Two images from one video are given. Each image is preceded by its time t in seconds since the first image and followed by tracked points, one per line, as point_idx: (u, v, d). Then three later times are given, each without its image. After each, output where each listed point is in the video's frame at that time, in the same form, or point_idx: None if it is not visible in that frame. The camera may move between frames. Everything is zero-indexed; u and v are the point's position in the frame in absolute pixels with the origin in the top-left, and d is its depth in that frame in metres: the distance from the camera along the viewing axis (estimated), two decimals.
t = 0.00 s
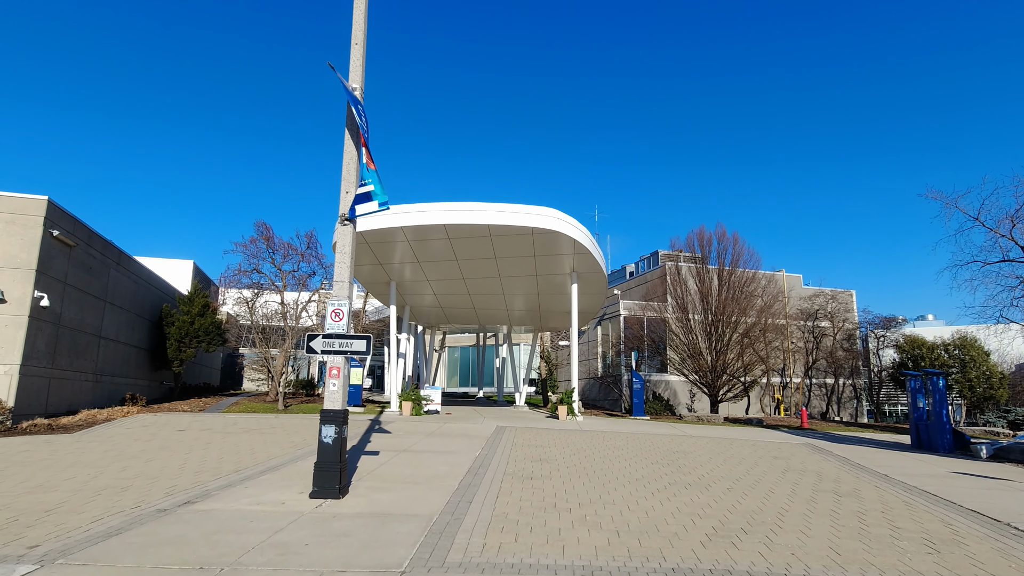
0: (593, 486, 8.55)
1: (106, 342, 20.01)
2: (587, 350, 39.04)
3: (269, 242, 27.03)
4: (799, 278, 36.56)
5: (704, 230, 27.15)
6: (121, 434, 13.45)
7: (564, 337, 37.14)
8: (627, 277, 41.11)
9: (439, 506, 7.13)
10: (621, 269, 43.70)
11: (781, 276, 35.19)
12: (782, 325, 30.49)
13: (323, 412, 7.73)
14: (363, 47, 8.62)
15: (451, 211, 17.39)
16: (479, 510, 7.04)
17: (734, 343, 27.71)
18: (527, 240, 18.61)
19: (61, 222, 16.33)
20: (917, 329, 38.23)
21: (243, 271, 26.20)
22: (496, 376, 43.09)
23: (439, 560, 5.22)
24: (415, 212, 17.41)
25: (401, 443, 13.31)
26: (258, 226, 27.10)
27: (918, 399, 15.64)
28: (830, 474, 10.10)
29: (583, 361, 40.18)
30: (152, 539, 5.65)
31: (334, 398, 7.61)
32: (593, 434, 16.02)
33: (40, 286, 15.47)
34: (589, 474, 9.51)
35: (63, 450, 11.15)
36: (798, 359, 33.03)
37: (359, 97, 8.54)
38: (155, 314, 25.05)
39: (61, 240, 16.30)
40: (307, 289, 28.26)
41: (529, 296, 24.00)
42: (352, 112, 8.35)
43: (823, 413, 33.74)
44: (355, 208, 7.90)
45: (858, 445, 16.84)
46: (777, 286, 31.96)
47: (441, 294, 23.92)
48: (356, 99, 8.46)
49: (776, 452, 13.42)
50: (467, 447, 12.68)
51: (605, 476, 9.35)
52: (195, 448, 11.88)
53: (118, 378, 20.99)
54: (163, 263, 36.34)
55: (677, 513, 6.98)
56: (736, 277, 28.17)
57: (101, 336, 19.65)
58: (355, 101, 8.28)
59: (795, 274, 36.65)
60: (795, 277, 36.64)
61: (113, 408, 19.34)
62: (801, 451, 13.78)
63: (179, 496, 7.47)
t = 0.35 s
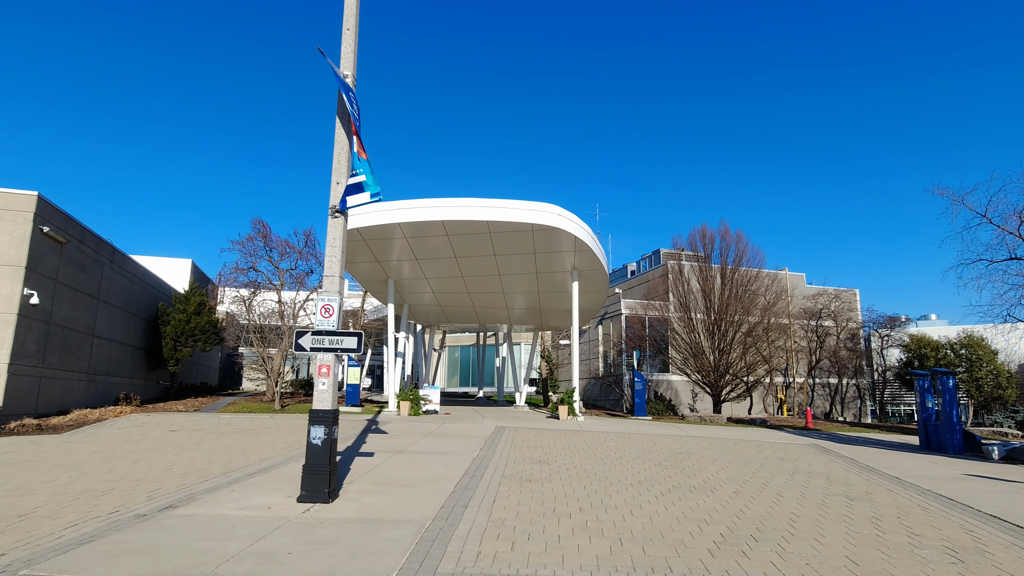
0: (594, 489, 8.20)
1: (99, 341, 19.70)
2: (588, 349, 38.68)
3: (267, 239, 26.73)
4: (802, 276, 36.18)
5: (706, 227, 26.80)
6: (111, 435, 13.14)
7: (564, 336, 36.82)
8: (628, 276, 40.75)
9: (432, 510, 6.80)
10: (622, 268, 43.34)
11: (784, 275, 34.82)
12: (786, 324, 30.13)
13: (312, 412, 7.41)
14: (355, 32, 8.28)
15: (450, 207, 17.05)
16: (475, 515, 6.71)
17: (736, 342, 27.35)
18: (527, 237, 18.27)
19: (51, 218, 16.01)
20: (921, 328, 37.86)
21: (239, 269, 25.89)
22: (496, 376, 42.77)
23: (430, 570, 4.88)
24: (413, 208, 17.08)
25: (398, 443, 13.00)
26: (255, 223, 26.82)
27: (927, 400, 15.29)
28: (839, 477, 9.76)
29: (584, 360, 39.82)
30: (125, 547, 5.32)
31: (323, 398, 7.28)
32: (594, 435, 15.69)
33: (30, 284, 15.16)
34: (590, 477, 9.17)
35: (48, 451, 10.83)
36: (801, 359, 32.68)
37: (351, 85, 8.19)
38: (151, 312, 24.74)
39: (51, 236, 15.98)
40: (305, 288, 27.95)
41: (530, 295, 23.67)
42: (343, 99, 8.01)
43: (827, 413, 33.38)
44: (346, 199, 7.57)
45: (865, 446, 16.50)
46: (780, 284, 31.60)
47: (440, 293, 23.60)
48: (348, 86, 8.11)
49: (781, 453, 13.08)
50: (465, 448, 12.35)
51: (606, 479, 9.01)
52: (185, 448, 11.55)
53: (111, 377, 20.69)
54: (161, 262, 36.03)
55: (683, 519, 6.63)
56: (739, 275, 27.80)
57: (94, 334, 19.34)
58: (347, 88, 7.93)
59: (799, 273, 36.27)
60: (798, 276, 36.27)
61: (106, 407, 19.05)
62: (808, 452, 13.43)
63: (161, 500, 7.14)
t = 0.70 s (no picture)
0: (595, 491, 7.87)
1: (92, 340, 19.38)
2: (589, 348, 38.33)
3: (263, 237, 26.42)
4: (805, 275, 35.82)
5: (708, 225, 26.44)
6: (99, 434, 12.81)
7: (565, 334, 36.47)
8: (629, 275, 40.40)
9: (425, 514, 6.47)
10: (623, 267, 42.98)
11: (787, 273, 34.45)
12: (789, 323, 29.73)
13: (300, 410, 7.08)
14: (346, 15, 7.94)
15: (448, 202, 16.70)
16: (469, 519, 6.37)
17: (739, 341, 27.00)
18: (526, 233, 17.93)
19: (41, 214, 15.70)
20: (925, 327, 37.52)
21: (235, 267, 25.60)
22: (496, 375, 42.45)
23: None
24: (410, 203, 16.73)
25: (393, 443, 12.66)
26: (252, 221, 26.48)
27: (935, 399, 14.95)
28: (849, 478, 9.41)
29: (585, 360, 39.46)
30: (94, 554, 4.98)
31: (311, 395, 6.95)
32: (595, 435, 15.36)
33: (19, 280, 14.84)
34: (591, 478, 8.83)
35: (31, 451, 10.48)
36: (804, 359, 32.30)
37: (342, 69, 7.85)
38: (146, 310, 24.39)
39: (41, 232, 15.67)
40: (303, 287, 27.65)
41: (529, 293, 23.35)
42: (333, 84, 7.67)
43: (830, 413, 32.99)
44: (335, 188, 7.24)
45: (871, 446, 16.15)
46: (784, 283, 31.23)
47: (439, 290, 23.27)
48: (338, 70, 7.77)
49: (787, 453, 12.73)
50: (462, 448, 12.01)
51: (607, 481, 8.67)
52: (173, 449, 11.21)
53: (105, 376, 20.35)
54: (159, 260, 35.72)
55: (688, 523, 6.29)
56: (742, 273, 27.45)
57: (87, 333, 19.02)
58: (336, 72, 7.59)
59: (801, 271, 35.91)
60: (801, 274, 35.90)
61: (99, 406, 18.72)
62: (814, 453, 13.08)
63: (141, 503, 6.81)
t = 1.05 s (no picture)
0: (596, 493, 7.52)
1: (84, 338, 19.04)
2: (590, 347, 37.98)
3: (260, 234, 26.05)
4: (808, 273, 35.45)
5: (711, 221, 26.09)
6: (87, 434, 12.48)
7: (566, 333, 36.13)
8: (630, 274, 40.06)
9: (417, 519, 6.13)
10: (624, 265, 42.63)
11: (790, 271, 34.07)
12: (793, 321, 29.33)
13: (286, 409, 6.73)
14: None
15: (446, 197, 16.34)
16: (463, 524, 6.02)
17: (742, 339, 26.62)
18: (526, 229, 17.57)
19: (30, 208, 15.37)
20: (930, 326, 37.09)
21: (231, 264, 25.25)
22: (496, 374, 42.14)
23: None
24: (407, 198, 16.38)
25: (389, 443, 12.33)
26: (248, 218, 26.18)
27: (945, 398, 14.60)
28: (860, 480, 9.05)
29: (585, 359, 39.11)
30: (59, 562, 4.64)
31: (298, 394, 6.61)
32: (596, 435, 15.01)
33: (7, 276, 14.51)
34: (591, 480, 8.49)
35: (14, 451, 10.13)
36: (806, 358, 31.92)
37: (331, 52, 7.49)
38: (141, 308, 24.07)
39: (30, 227, 15.33)
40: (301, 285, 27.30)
41: (529, 290, 23.01)
42: (322, 67, 7.33)
43: (834, 413, 32.61)
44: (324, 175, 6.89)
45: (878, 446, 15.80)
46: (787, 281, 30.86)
47: (437, 288, 22.93)
48: (328, 53, 7.42)
49: (794, 453, 12.39)
50: (459, 449, 11.68)
51: (609, 482, 8.32)
52: (161, 449, 10.87)
53: (98, 375, 20.02)
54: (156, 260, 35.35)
55: (695, 528, 5.94)
56: (745, 271, 27.09)
57: (79, 330, 18.67)
58: (325, 55, 7.24)
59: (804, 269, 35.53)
60: (803, 272, 35.52)
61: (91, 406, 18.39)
62: (821, 453, 12.72)
63: (119, 506, 6.47)
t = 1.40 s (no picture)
0: (598, 497, 7.14)
1: (76, 335, 18.68)
2: (591, 346, 37.59)
3: (256, 231, 25.72)
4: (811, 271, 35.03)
5: (714, 218, 25.70)
6: (74, 433, 12.12)
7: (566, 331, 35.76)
8: (631, 272, 39.70)
9: (407, 525, 5.74)
10: (626, 264, 42.25)
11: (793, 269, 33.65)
12: (797, 319, 28.89)
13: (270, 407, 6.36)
14: None
15: (443, 191, 15.95)
16: (456, 530, 5.64)
17: (746, 338, 26.21)
18: (525, 224, 17.18)
19: (17, 203, 15.01)
20: (934, 325, 36.69)
21: (227, 262, 24.93)
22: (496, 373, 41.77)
23: None
24: (404, 192, 15.99)
25: (384, 443, 11.97)
26: (244, 215, 25.84)
27: (956, 398, 14.23)
28: (873, 483, 8.66)
29: (586, 358, 38.75)
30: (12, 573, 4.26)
31: (283, 391, 6.25)
32: (597, 435, 14.64)
33: None
34: (593, 483, 8.11)
35: None
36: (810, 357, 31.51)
37: (318, 31, 7.08)
38: (135, 306, 23.70)
39: (16, 222, 14.97)
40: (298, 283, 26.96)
41: (529, 287, 22.63)
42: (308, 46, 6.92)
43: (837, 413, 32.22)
44: (309, 160, 6.51)
45: (887, 446, 15.41)
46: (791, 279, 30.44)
47: (435, 285, 22.55)
48: (315, 32, 7.01)
49: (802, 454, 11.99)
50: (456, 449, 11.29)
51: (612, 485, 7.93)
52: (147, 449, 10.50)
53: (90, 373, 19.67)
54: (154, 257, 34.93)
55: (705, 536, 5.55)
56: (748, 269, 26.71)
57: (70, 328, 18.32)
58: (312, 33, 6.83)
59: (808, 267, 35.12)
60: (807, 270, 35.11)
61: (82, 405, 18.02)
62: (829, 454, 12.33)
63: (91, 511, 6.09)
